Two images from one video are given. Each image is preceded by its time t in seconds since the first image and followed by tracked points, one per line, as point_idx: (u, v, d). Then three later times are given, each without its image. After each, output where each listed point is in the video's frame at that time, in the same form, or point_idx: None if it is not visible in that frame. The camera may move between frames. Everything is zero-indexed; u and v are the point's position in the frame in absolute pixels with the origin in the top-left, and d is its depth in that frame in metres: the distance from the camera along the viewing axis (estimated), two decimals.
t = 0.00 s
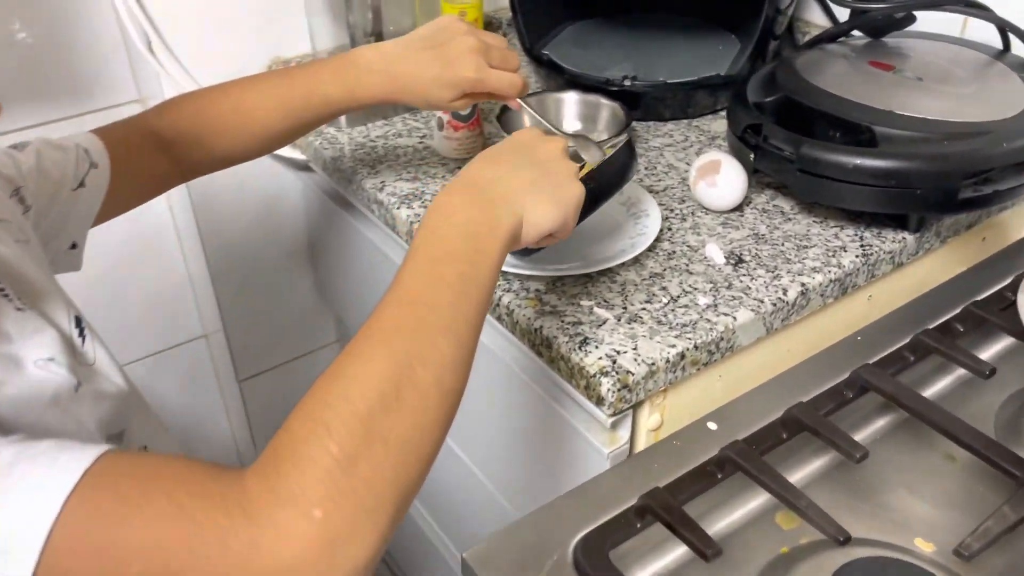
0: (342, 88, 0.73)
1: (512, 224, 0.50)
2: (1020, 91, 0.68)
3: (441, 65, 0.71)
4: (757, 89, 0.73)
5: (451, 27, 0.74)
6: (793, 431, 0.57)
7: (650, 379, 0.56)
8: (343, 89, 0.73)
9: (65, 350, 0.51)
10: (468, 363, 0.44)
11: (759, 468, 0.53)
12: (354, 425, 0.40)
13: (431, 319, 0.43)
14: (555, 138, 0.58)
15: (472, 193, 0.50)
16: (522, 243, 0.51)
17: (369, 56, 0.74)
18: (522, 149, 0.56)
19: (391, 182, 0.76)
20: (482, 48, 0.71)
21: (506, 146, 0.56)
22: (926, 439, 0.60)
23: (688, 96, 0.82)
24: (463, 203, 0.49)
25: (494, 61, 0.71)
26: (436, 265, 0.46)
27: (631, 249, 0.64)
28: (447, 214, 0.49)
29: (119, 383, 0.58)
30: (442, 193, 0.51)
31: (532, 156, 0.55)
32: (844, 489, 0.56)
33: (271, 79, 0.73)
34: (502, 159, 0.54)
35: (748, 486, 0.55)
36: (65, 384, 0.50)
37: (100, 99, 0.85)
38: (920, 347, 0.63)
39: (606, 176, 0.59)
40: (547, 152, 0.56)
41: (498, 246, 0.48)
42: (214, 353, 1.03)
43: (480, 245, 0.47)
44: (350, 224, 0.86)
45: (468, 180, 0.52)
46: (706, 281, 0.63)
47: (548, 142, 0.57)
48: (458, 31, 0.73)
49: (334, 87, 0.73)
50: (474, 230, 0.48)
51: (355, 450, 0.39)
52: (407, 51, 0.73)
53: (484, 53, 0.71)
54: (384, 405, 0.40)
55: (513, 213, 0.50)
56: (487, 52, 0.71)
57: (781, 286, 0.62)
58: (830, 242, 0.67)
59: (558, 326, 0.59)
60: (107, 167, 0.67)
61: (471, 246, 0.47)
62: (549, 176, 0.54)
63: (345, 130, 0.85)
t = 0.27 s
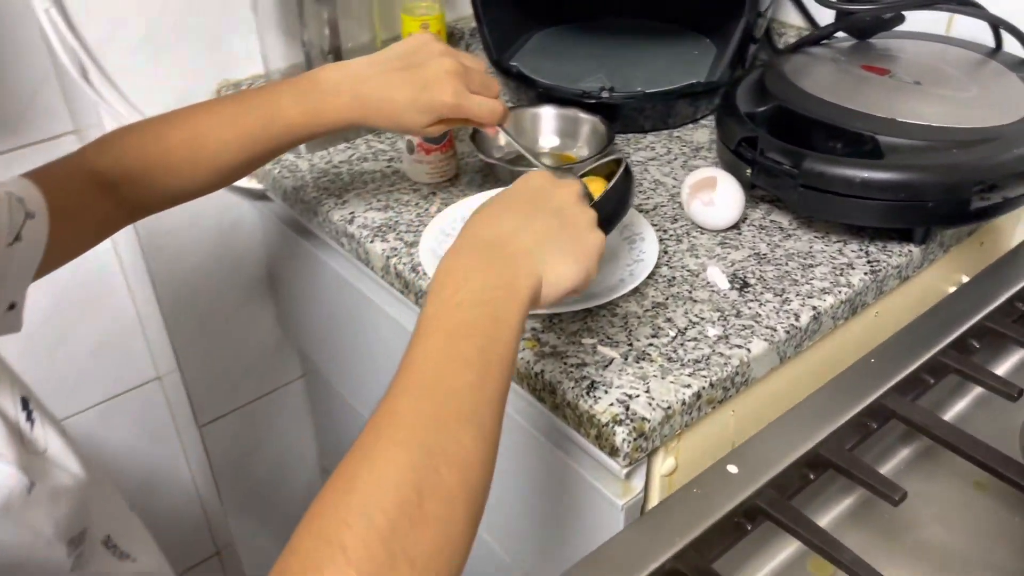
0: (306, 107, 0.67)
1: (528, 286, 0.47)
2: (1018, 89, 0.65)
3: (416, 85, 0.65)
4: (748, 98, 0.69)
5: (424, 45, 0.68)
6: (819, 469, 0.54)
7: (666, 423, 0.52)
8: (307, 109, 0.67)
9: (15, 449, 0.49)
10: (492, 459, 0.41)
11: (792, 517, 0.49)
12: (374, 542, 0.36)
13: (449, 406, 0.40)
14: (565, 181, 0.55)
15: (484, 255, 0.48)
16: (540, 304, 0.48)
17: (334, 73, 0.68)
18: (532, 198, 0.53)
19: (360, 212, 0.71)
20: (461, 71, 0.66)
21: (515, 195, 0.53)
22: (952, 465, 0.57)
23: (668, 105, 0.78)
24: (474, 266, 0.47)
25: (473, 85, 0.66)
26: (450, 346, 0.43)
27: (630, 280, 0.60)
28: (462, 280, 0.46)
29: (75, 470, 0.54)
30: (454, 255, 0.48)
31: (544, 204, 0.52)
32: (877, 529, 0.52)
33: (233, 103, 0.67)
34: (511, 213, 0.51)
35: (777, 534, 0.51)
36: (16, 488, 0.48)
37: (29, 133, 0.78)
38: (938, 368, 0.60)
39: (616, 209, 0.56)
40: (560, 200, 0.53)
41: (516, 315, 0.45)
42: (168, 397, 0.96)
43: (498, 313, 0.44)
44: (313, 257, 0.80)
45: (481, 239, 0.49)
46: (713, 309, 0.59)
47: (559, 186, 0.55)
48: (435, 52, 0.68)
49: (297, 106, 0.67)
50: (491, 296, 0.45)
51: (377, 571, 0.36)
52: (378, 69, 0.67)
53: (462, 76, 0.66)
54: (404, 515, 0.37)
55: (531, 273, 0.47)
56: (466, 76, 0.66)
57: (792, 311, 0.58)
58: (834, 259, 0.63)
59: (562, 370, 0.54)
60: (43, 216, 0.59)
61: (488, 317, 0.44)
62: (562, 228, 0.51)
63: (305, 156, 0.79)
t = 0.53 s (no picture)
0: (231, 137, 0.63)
1: (486, 326, 0.44)
2: (961, 90, 0.65)
3: (347, 114, 0.62)
4: (693, 108, 0.67)
5: (354, 69, 0.65)
6: (790, 494, 0.52)
7: (634, 458, 0.49)
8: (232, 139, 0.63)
9: None
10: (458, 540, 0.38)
11: (769, 550, 0.47)
12: None
13: (416, 470, 0.39)
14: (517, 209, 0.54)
15: (435, 296, 0.45)
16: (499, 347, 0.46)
17: (258, 98, 0.65)
18: (481, 232, 0.51)
19: (296, 244, 0.67)
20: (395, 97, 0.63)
21: (466, 225, 0.51)
22: (921, 477, 0.56)
23: (610, 116, 0.76)
24: (426, 310, 0.44)
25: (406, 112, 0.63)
26: (413, 405, 0.41)
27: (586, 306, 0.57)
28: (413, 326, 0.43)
29: None
30: (400, 297, 0.45)
31: (495, 234, 0.50)
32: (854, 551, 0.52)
33: (155, 133, 0.63)
34: (463, 248, 0.49)
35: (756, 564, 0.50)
36: None
37: None
38: (899, 378, 0.59)
39: (572, 238, 0.55)
40: (511, 233, 0.51)
41: (474, 363, 0.42)
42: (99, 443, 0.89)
43: (453, 365, 0.42)
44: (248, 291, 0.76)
45: (430, 277, 0.46)
46: (673, 331, 0.57)
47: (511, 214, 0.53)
48: (366, 75, 0.65)
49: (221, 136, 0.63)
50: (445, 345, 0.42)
51: None
52: (307, 94, 0.64)
53: (395, 102, 0.63)
54: None
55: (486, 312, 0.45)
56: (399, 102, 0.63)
57: (753, 328, 0.57)
58: (790, 270, 0.62)
59: (522, 407, 0.51)
60: None
61: (443, 369, 0.42)
62: (515, 262, 0.49)
63: (233, 185, 0.75)
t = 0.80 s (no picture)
0: (185, 159, 0.60)
1: (451, 354, 0.43)
2: (923, 98, 0.64)
3: (308, 133, 0.59)
4: (654, 119, 0.66)
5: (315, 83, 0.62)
6: (762, 519, 0.51)
7: (601, 488, 0.47)
8: (187, 161, 0.60)
9: None
10: None
11: None
12: None
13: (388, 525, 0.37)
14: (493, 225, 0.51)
15: (400, 319, 0.44)
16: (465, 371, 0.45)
17: (215, 115, 0.61)
18: (451, 248, 0.49)
19: (245, 266, 0.64)
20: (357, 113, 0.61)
21: (436, 244, 0.49)
22: (892, 494, 0.56)
23: (570, 127, 0.74)
24: (393, 334, 0.43)
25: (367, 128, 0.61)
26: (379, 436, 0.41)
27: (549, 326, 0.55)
28: (378, 354, 0.42)
29: None
30: (364, 319, 0.44)
31: (469, 254, 0.48)
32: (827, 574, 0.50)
33: (105, 155, 0.59)
34: (431, 267, 0.47)
35: None
36: None
37: None
38: (869, 393, 0.58)
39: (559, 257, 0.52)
40: (485, 249, 0.48)
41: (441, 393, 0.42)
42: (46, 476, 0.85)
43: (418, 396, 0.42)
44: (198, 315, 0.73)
45: (396, 297, 0.45)
46: (639, 351, 0.55)
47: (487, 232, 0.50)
48: (326, 90, 0.62)
49: (174, 158, 0.60)
50: (410, 375, 0.42)
51: None
52: (266, 111, 0.61)
53: (356, 119, 0.60)
54: None
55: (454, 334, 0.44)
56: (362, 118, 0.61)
57: (720, 346, 0.55)
58: (756, 284, 0.61)
59: (485, 437, 0.50)
60: None
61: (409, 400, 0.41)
62: (487, 279, 0.46)
63: (180, 206, 0.72)
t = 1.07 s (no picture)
0: (195, 160, 0.59)
1: (467, 364, 0.42)
2: (930, 110, 0.64)
3: (322, 134, 0.59)
4: (659, 127, 0.65)
5: (325, 83, 0.62)
6: (770, 538, 0.50)
7: (609, 506, 0.47)
8: (197, 162, 0.59)
9: None
10: None
11: None
12: None
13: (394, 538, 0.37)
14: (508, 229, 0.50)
15: (413, 328, 0.43)
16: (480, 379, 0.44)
17: (226, 116, 0.60)
18: (467, 253, 0.48)
19: (244, 275, 0.63)
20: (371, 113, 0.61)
21: (449, 250, 0.48)
22: (898, 511, 0.55)
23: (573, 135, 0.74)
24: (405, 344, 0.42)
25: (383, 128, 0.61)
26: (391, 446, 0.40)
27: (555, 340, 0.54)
28: (390, 365, 0.41)
29: None
30: (376, 327, 0.43)
31: (484, 260, 0.47)
32: None
33: (115, 155, 0.58)
34: (447, 274, 0.46)
35: None
36: None
37: None
38: (876, 408, 0.57)
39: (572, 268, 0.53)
40: (501, 255, 0.48)
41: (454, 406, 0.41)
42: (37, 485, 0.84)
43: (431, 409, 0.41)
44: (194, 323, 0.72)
45: (410, 305, 0.44)
46: (645, 366, 0.55)
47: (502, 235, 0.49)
48: (338, 88, 0.62)
49: (184, 158, 0.59)
50: (421, 387, 0.41)
51: None
52: (277, 112, 0.60)
53: (371, 118, 0.60)
54: None
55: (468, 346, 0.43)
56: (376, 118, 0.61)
57: (727, 361, 0.55)
58: (762, 297, 0.60)
59: (490, 454, 0.49)
60: None
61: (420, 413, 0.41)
62: (504, 287, 0.46)
63: (177, 213, 0.71)
